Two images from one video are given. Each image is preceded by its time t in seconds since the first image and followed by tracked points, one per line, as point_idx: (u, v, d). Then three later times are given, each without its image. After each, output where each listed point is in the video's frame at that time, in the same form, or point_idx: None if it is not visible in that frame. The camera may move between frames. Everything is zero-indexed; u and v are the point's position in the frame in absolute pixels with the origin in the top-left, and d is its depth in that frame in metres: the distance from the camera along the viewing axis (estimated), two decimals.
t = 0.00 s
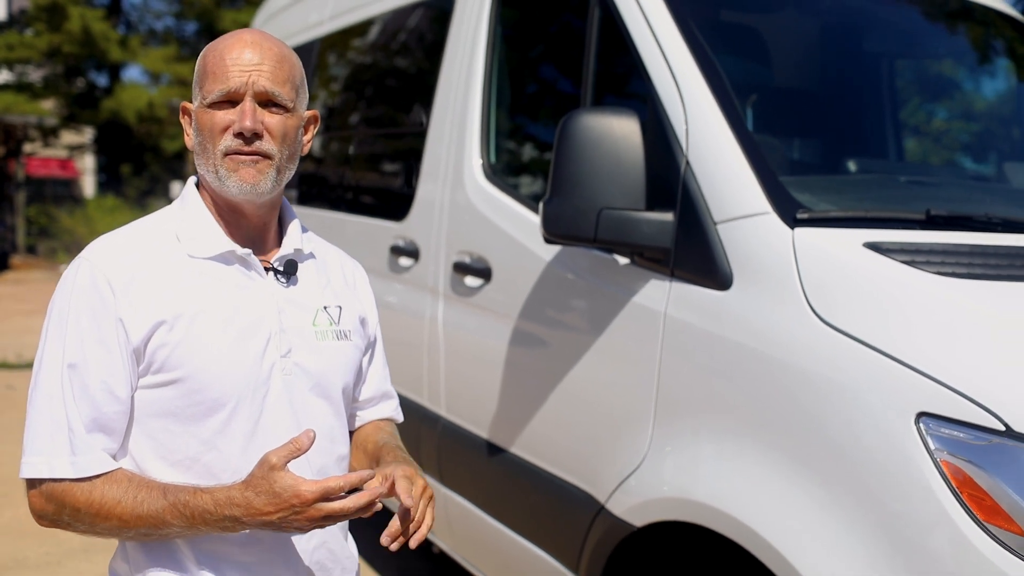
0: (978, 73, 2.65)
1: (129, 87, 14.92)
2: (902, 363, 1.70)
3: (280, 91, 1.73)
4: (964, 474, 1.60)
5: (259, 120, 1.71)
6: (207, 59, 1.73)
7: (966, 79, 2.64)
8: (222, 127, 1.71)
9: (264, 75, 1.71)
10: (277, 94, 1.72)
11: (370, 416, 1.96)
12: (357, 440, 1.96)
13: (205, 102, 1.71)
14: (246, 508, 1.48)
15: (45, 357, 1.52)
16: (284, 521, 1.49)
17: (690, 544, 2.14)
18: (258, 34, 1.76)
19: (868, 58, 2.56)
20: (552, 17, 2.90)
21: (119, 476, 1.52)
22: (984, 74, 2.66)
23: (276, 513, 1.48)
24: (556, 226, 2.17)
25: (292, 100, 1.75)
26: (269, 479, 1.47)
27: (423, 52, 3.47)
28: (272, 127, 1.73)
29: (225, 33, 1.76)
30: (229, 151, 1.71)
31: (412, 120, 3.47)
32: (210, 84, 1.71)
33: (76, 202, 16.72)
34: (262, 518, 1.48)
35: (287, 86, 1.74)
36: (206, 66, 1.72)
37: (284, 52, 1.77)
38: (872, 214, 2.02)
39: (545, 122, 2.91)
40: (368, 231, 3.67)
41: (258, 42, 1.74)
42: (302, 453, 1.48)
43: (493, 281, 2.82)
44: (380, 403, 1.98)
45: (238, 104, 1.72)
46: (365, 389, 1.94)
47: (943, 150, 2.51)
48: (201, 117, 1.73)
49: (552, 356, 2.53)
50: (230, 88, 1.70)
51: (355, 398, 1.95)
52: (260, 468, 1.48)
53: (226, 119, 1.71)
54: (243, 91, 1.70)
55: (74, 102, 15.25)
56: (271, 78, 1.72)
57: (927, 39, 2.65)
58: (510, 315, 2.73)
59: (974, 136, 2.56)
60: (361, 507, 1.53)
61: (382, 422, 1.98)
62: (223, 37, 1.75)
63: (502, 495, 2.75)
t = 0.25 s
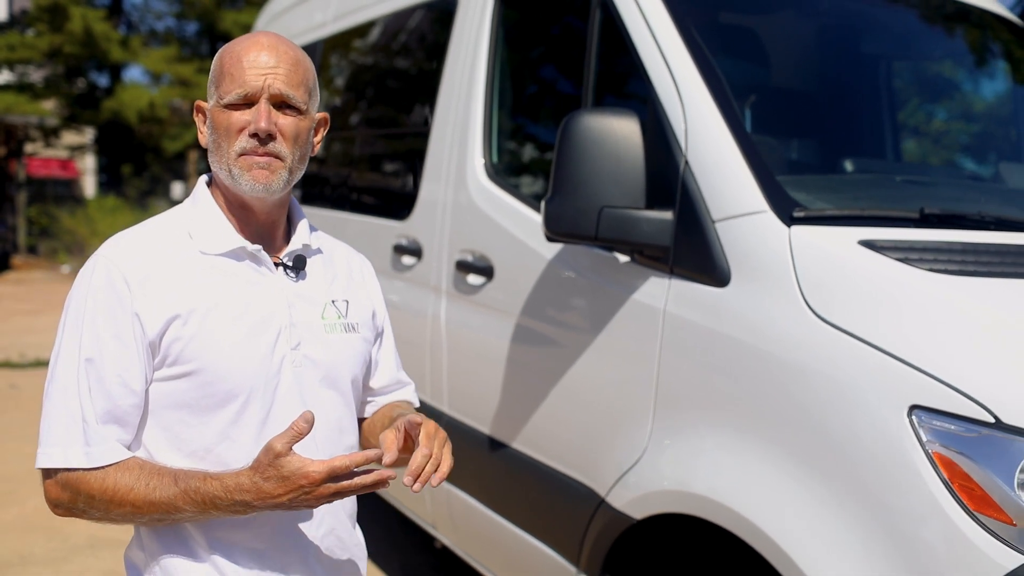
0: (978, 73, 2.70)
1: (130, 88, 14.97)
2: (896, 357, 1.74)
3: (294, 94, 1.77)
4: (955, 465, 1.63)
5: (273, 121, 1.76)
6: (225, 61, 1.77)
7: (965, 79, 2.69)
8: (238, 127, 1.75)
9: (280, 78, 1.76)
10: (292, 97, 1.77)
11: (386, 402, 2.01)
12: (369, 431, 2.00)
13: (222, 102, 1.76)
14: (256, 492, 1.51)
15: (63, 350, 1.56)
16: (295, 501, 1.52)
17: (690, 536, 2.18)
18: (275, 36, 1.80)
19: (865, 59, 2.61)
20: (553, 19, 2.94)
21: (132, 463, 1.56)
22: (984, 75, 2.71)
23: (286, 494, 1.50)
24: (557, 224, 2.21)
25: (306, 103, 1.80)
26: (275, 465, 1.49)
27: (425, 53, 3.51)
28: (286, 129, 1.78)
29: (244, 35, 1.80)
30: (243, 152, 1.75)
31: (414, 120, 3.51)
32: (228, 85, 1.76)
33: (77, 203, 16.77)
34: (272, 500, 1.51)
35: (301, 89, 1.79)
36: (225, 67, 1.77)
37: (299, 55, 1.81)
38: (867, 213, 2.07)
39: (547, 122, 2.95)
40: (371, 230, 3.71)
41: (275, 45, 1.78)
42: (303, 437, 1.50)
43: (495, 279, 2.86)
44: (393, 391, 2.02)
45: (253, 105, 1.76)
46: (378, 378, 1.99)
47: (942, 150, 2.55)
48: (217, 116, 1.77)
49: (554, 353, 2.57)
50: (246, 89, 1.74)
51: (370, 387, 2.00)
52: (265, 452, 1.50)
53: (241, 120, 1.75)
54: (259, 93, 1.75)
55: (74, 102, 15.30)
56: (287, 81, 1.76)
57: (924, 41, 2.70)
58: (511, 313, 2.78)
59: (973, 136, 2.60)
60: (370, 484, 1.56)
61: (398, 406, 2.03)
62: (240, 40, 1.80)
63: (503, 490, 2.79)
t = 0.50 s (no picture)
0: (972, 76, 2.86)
1: (131, 90, 15.04)
2: (882, 355, 1.80)
3: (299, 99, 1.83)
4: (936, 457, 1.70)
5: (278, 125, 1.82)
6: (232, 67, 1.83)
7: (963, 82, 2.85)
8: (243, 131, 1.81)
9: (285, 84, 1.82)
10: (296, 102, 1.83)
11: (378, 411, 2.06)
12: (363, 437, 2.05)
13: (229, 108, 1.82)
14: (261, 492, 1.58)
15: (76, 348, 1.62)
16: (295, 506, 1.59)
17: (683, 529, 2.24)
18: (281, 44, 1.87)
19: (855, 63, 2.70)
20: (552, 23, 3.00)
21: (142, 460, 1.63)
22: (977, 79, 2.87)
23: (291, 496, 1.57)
24: (555, 226, 2.27)
25: (310, 108, 1.86)
26: (283, 467, 1.56)
27: (425, 56, 3.57)
28: (291, 133, 1.84)
29: (251, 43, 1.87)
30: (249, 155, 1.81)
31: (414, 122, 3.58)
32: (234, 90, 1.82)
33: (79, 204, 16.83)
34: (275, 502, 1.58)
35: (306, 95, 1.85)
36: (230, 74, 1.83)
37: (304, 62, 1.87)
38: (855, 215, 2.13)
39: (546, 125, 3.01)
40: (372, 232, 3.77)
41: (281, 52, 1.84)
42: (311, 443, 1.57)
43: (495, 280, 2.92)
44: (387, 395, 2.07)
45: (259, 110, 1.82)
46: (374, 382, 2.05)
47: (941, 152, 2.68)
48: (224, 121, 1.83)
49: (552, 352, 2.63)
50: (252, 94, 1.80)
51: (365, 392, 2.05)
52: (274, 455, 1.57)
53: (248, 124, 1.81)
54: (264, 98, 1.81)
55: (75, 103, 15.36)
56: (291, 87, 1.82)
57: (920, 46, 2.84)
58: (510, 313, 2.84)
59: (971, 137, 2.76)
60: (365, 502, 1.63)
61: (388, 415, 2.08)
62: (247, 47, 1.86)
63: (502, 486, 2.85)
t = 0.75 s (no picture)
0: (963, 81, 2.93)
1: (132, 90, 15.10)
2: (870, 351, 1.86)
3: (308, 103, 1.88)
4: (922, 449, 1.74)
5: (288, 129, 1.87)
6: (244, 71, 1.89)
7: (960, 83, 2.93)
8: (254, 134, 1.87)
9: (295, 88, 1.87)
10: (306, 106, 1.88)
11: (389, 402, 2.12)
12: (374, 425, 2.11)
13: (240, 110, 1.87)
14: (264, 479, 1.63)
15: (88, 342, 1.68)
16: (298, 490, 1.64)
17: (678, 521, 2.29)
18: (292, 49, 1.92)
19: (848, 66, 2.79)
20: (551, 25, 3.05)
21: (151, 448, 1.68)
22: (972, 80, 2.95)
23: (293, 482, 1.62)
24: (552, 225, 2.33)
25: (319, 112, 1.91)
26: (283, 454, 1.62)
27: (425, 57, 3.62)
28: (300, 136, 1.89)
29: (262, 47, 1.92)
30: (259, 157, 1.86)
31: (414, 123, 3.63)
32: (246, 93, 1.87)
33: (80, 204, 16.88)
34: (278, 487, 1.63)
35: (315, 99, 1.90)
36: (242, 77, 1.88)
37: (314, 67, 1.92)
38: (845, 214, 2.18)
39: (545, 126, 3.06)
40: (373, 231, 3.83)
41: (292, 57, 1.90)
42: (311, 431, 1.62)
43: (494, 278, 2.97)
44: (398, 387, 2.13)
45: (270, 113, 1.88)
46: (383, 375, 2.10)
47: (938, 151, 2.80)
48: (235, 123, 1.88)
49: (550, 348, 2.69)
50: (263, 97, 1.86)
51: (374, 384, 2.10)
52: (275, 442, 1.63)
53: (258, 127, 1.87)
54: (275, 101, 1.86)
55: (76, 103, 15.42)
56: (301, 91, 1.87)
57: (914, 49, 2.92)
58: (509, 310, 2.89)
59: (968, 136, 2.88)
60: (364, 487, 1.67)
61: (401, 405, 2.14)
62: (259, 51, 1.91)
63: (501, 480, 2.90)
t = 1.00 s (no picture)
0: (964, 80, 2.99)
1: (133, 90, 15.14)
2: (859, 343, 1.90)
3: (313, 104, 1.92)
4: (910, 439, 1.78)
5: (293, 129, 1.91)
6: (251, 70, 1.92)
7: (959, 83, 2.99)
8: (260, 133, 1.91)
9: (301, 89, 1.91)
10: (311, 107, 1.92)
11: (389, 395, 2.16)
12: (374, 417, 2.15)
13: (246, 109, 1.91)
14: (258, 467, 1.67)
15: (93, 333, 1.72)
16: (292, 480, 1.68)
17: (674, 511, 2.33)
18: (298, 49, 1.95)
19: (841, 66, 2.84)
20: (550, 25, 3.10)
21: (152, 436, 1.72)
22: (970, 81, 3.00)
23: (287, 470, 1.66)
24: (549, 222, 2.37)
25: (324, 113, 1.95)
26: (277, 443, 1.65)
27: (425, 57, 3.66)
28: (304, 136, 1.93)
29: (269, 46, 1.95)
30: (265, 155, 1.91)
31: (413, 122, 3.68)
32: (253, 93, 1.91)
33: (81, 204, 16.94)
34: (272, 476, 1.67)
35: (321, 100, 1.94)
36: (249, 77, 1.92)
37: (319, 68, 1.96)
38: (836, 211, 2.22)
39: (544, 125, 3.10)
40: (373, 229, 3.87)
41: (298, 58, 1.93)
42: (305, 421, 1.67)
43: (492, 275, 3.01)
44: (399, 380, 2.17)
45: (276, 112, 1.92)
46: (384, 368, 2.14)
47: (938, 151, 2.83)
48: (241, 122, 1.92)
49: (547, 344, 2.73)
50: (270, 97, 1.90)
51: (375, 376, 2.15)
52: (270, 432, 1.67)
53: (264, 126, 1.91)
54: (281, 102, 1.90)
55: (76, 104, 15.47)
56: (307, 92, 1.91)
57: (909, 49, 2.97)
58: (508, 306, 2.93)
59: (967, 135, 2.91)
60: (357, 476, 1.71)
61: (401, 399, 2.18)
62: (266, 51, 1.95)
63: (500, 473, 2.94)
